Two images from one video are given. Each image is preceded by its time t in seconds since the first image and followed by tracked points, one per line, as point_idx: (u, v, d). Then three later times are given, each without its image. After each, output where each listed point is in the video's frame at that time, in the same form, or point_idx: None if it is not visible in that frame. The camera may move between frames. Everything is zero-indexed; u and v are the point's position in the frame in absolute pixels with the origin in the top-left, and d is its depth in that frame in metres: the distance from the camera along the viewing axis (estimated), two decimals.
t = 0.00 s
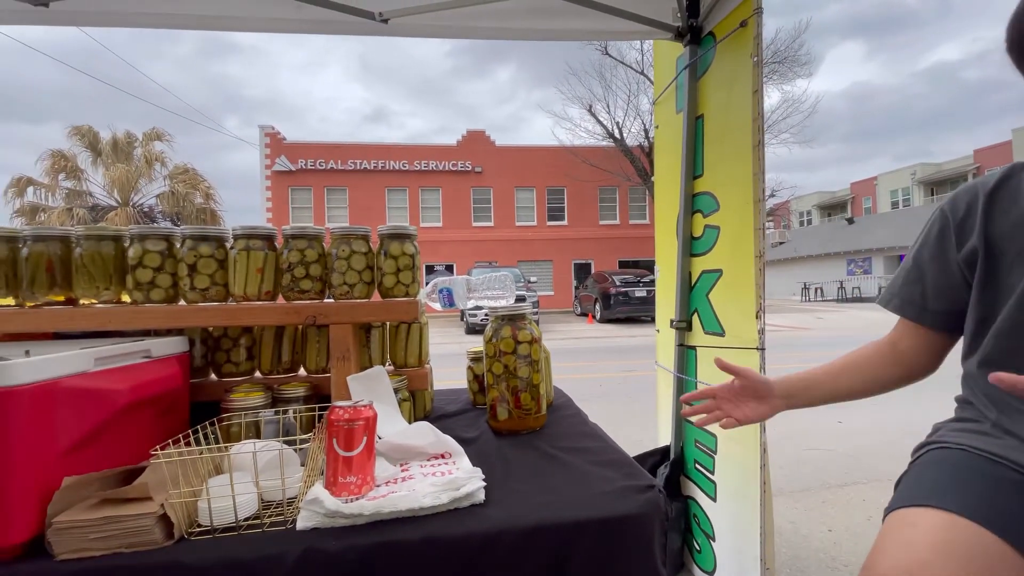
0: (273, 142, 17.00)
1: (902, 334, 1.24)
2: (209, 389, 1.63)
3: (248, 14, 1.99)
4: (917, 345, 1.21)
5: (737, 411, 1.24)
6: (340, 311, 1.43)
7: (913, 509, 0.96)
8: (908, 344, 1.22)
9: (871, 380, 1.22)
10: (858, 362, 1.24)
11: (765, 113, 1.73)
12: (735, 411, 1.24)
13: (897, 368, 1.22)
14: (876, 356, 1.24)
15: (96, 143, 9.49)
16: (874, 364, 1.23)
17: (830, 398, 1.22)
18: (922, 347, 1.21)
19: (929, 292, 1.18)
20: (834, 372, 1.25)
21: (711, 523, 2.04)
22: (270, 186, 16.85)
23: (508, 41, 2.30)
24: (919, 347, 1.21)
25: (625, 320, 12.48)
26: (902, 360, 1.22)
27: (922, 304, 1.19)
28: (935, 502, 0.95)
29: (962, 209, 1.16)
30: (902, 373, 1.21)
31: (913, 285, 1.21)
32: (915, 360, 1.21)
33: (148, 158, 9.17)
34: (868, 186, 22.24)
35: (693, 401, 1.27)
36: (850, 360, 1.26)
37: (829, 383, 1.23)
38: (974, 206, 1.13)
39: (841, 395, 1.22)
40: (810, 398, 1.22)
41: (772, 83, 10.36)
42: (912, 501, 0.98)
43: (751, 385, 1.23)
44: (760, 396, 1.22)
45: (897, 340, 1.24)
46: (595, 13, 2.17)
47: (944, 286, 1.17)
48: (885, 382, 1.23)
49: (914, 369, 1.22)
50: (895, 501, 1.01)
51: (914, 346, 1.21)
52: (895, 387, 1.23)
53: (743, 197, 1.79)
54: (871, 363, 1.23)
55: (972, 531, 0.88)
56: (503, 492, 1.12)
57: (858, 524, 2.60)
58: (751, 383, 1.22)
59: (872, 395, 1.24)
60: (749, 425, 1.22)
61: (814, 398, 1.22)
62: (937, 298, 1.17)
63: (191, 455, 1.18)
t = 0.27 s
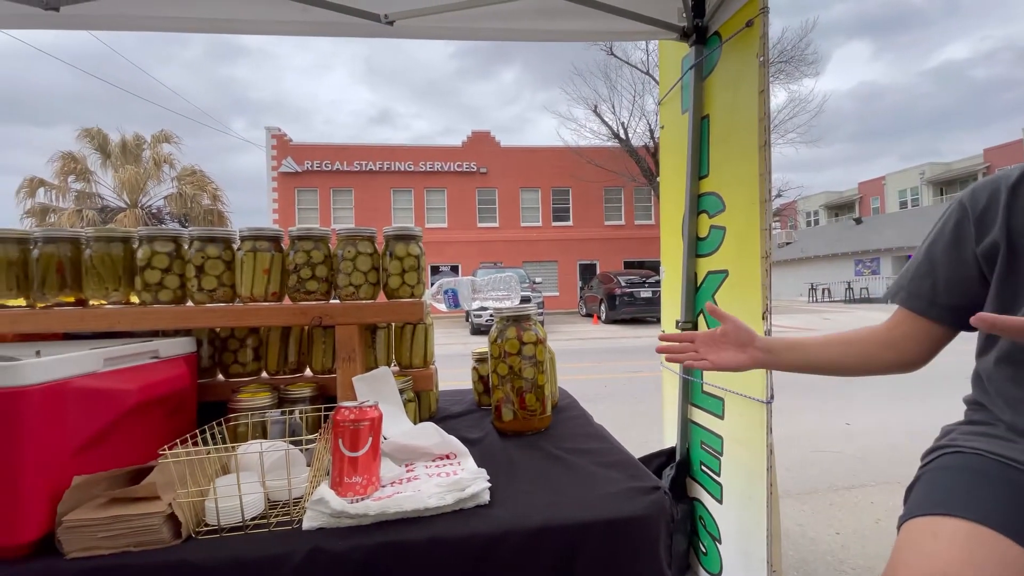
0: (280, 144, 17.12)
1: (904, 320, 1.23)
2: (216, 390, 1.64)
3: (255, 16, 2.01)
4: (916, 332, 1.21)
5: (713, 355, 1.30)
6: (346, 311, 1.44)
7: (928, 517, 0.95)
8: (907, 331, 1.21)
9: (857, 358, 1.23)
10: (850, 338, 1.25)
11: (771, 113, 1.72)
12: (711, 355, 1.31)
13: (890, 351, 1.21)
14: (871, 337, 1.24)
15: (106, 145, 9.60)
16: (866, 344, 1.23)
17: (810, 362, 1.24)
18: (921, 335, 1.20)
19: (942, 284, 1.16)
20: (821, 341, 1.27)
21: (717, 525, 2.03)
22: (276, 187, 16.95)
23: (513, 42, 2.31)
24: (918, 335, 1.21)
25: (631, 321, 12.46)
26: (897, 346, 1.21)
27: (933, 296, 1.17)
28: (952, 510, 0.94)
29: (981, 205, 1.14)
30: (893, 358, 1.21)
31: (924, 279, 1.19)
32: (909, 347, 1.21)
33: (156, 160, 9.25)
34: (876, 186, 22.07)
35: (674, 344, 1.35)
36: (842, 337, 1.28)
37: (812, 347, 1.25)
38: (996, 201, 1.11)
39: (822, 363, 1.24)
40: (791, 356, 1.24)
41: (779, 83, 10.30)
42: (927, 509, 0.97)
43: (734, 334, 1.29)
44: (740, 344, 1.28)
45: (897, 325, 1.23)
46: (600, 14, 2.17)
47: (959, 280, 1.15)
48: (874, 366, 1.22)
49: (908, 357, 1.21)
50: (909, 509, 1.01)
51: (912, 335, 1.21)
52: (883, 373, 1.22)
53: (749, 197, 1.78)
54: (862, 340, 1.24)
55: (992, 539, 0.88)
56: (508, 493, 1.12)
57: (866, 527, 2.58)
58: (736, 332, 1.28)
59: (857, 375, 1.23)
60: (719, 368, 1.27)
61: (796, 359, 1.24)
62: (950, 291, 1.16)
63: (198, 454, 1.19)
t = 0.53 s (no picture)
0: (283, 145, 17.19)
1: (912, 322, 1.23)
2: (221, 390, 1.65)
3: (260, 18, 2.02)
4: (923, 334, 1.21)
5: (721, 359, 1.30)
6: (350, 312, 1.44)
7: (930, 517, 0.95)
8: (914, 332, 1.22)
9: (863, 360, 1.23)
10: (857, 339, 1.26)
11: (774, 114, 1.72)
12: (719, 358, 1.31)
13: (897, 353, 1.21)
14: (878, 339, 1.24)
15: (111, 146, 9.66)
16: (873, 345, 1.23)
17: (815, 364, 1.25)
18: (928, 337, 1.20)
19: (953, 284, 1.16)
20: (828, 343, 1.28)
21: (720, 526, 2.03)
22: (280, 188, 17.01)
23: (516, 43, 2.31)
24: (924, 337, 1.21)
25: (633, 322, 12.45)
26: (904, 348, 1.21)
27: (945, 296, 1.17)
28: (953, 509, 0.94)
29: (997, 206, 1.12)
30: (900, 359, 1.21)
31: (936, 278, 1.18)
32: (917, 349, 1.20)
33: (161, 161, 9.29)
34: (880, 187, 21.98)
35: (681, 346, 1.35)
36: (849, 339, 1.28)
37: (819, 349, 1.26)
38: (1009, 201, 1.10)
39: (828, 364, 1.25)
40: (797, 358, 1.25)
41: (782, 83, 10.28)
42: (929, 509, 0.97)
43: (742, 336, 1.30)
44: (748, 346, 1.29)
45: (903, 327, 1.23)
46: (603, 14, 2.17)
47: (971, 280, 1.14)
48: (882, 368, 1.22)
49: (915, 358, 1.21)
50: (911, 510, 1.00)
51: (919, 336, 1.21)
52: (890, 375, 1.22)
53: (752, 198, 1.78)
54: (868, 341, 1.24)
55: (994, 539, 0.87)
56: (511, 493, 1.12)
57: (870, 529, 2.57)
58: (744, 335, 1.29)
59: (864, 377, 1.23)
60: (726, 371, 1.27)
61: (802, 361, 1.25)
62: (962, 291, 1.15)
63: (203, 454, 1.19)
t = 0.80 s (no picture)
0: (284, 145, 17.20)
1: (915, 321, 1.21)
2: (221, 390, 1.65)
3: (261, 18, 2.02)
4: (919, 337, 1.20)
5: (714, 351, 1.29)
6: (350, 312, 1.44)
7: (930, 517, 0.95)
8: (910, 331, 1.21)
9: (858, 355, 1.22)
10: (851, 335, 1.25)
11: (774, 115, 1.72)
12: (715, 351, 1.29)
13: (890, 350, 1.21)
14: (870, 335, 1.24)
15: (112, 146, 9.67)
16: (865, 342, 1.23)
17: (806, 359, 1.24)
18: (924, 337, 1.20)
19: (949, 285, 1.16)
20: (818, 338, 1.27)
21: (720, 527, 2.03)
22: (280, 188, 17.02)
23: (516, 44, 2.32)
24: (918, 335, 1.21)
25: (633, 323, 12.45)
26: (899, 345, 1.21)
27: (940, 297, 1.17)
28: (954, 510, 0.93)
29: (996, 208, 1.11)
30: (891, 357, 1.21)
31: (933, 279, 1.18)
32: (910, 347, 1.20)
33: (161, 161, 9.29)
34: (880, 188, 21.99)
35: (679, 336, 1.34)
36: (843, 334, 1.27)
37: (810, 343, 1.24)
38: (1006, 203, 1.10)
39: (820, 359, 1.24)
40: (792, 353, 1.24)
41: (782, 84, 10.28)
42: (930, 509, 0.97)
43: (737, 329, 1.28)
44: (742, 340, 1.27)
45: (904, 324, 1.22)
46: (603, 15, 2.17)
47: (967, 281, 1.14)
48: (873, 364, 1.22)
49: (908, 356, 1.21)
50: (911, 509, 1.00)
51: (915, 332, 1.20)
52: (886, 370, 1.21)
53: (752, 199, 1.78)
54: (862, 338, 1.23)
55: (990, 538, 0.87)
56: (511, 494, 1.12)
57: (870, 530, 2.57)
58: (739, 328, 1.27)
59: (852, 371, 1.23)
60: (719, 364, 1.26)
61: (793, 355, 1.24)
62: (958, 293, 1.15)
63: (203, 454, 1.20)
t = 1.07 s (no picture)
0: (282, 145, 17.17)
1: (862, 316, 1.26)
2: (218, 390, 1.65)
3: (258, 18, 2.02)
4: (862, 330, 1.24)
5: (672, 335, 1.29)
6: (348, 312, 1.44)
7: (924, 511, 0.95)
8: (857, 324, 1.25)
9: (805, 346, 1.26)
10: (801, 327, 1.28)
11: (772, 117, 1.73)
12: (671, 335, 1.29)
13: (839, 344, 1.24)
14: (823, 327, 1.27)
15: (109, 145, 9.64)
16: (815, 333, 1.25)
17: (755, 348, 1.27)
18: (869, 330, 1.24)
19: (910, 288, 1.19)
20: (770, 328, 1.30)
21: (717, 528, 2.03)
22: (278, 188, 16.98)
23: (515, 45, 2.32)
24: (866, 330, 1.24)
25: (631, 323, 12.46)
26: (848, 339, 1.24)
27: (900, 300, 1.20)
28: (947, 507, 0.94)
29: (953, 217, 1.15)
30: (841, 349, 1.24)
31: (894, 282, 1.22)
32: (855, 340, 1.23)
33: (158, 160, 9.27)
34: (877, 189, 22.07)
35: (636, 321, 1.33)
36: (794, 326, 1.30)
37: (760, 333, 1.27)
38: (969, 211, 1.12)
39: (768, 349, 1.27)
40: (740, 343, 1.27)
41: (779, 86, 10.32)
42: (923, 504, 0.97)
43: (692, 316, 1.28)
44: (696, 327, 1.27)
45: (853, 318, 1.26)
46: (602, 16, 2.18)
47: (927, 285, 1.17)
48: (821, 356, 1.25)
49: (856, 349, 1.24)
50: (905, 504, 1.01)
51: (868, 328, 1.24)
52: (823, 363, 1.24)
53: (750, 200, 1.78)
54: (814, 328, 1.26)
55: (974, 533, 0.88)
56: (509, 494, 1.12)
57: (867, 531, 2.58)
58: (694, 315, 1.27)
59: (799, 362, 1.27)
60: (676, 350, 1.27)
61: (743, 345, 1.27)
62: (919, 297, 1.18)
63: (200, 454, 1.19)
